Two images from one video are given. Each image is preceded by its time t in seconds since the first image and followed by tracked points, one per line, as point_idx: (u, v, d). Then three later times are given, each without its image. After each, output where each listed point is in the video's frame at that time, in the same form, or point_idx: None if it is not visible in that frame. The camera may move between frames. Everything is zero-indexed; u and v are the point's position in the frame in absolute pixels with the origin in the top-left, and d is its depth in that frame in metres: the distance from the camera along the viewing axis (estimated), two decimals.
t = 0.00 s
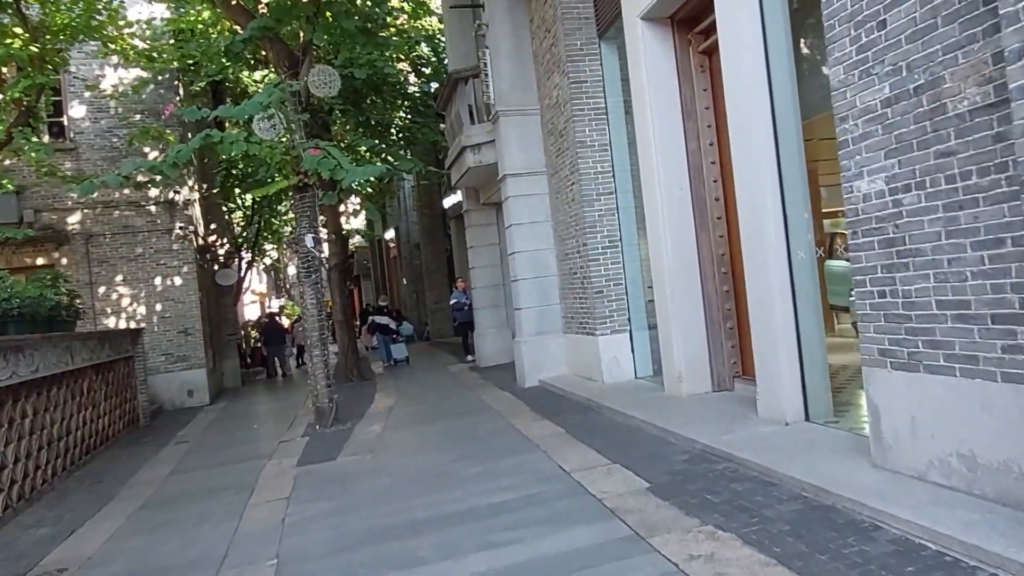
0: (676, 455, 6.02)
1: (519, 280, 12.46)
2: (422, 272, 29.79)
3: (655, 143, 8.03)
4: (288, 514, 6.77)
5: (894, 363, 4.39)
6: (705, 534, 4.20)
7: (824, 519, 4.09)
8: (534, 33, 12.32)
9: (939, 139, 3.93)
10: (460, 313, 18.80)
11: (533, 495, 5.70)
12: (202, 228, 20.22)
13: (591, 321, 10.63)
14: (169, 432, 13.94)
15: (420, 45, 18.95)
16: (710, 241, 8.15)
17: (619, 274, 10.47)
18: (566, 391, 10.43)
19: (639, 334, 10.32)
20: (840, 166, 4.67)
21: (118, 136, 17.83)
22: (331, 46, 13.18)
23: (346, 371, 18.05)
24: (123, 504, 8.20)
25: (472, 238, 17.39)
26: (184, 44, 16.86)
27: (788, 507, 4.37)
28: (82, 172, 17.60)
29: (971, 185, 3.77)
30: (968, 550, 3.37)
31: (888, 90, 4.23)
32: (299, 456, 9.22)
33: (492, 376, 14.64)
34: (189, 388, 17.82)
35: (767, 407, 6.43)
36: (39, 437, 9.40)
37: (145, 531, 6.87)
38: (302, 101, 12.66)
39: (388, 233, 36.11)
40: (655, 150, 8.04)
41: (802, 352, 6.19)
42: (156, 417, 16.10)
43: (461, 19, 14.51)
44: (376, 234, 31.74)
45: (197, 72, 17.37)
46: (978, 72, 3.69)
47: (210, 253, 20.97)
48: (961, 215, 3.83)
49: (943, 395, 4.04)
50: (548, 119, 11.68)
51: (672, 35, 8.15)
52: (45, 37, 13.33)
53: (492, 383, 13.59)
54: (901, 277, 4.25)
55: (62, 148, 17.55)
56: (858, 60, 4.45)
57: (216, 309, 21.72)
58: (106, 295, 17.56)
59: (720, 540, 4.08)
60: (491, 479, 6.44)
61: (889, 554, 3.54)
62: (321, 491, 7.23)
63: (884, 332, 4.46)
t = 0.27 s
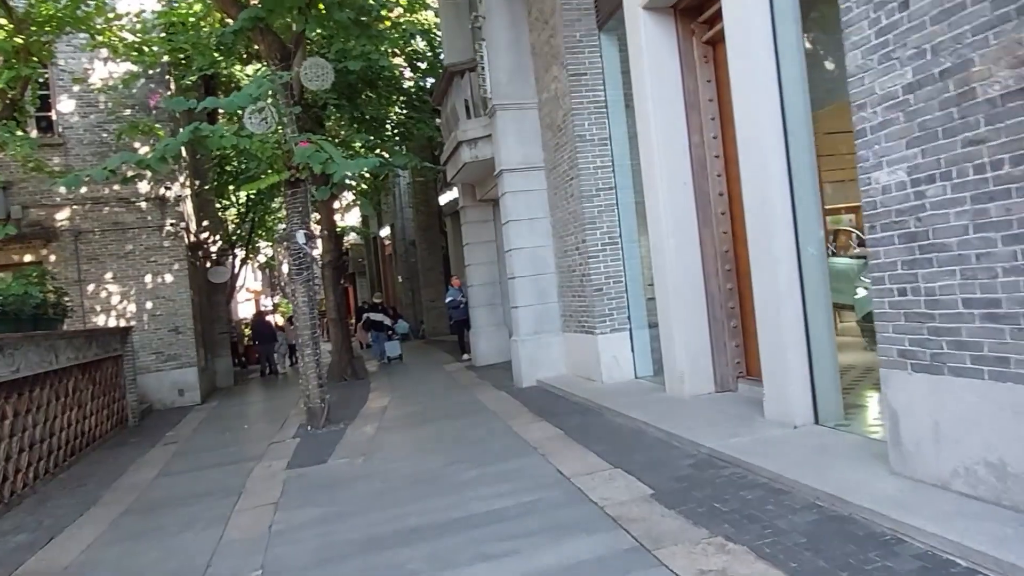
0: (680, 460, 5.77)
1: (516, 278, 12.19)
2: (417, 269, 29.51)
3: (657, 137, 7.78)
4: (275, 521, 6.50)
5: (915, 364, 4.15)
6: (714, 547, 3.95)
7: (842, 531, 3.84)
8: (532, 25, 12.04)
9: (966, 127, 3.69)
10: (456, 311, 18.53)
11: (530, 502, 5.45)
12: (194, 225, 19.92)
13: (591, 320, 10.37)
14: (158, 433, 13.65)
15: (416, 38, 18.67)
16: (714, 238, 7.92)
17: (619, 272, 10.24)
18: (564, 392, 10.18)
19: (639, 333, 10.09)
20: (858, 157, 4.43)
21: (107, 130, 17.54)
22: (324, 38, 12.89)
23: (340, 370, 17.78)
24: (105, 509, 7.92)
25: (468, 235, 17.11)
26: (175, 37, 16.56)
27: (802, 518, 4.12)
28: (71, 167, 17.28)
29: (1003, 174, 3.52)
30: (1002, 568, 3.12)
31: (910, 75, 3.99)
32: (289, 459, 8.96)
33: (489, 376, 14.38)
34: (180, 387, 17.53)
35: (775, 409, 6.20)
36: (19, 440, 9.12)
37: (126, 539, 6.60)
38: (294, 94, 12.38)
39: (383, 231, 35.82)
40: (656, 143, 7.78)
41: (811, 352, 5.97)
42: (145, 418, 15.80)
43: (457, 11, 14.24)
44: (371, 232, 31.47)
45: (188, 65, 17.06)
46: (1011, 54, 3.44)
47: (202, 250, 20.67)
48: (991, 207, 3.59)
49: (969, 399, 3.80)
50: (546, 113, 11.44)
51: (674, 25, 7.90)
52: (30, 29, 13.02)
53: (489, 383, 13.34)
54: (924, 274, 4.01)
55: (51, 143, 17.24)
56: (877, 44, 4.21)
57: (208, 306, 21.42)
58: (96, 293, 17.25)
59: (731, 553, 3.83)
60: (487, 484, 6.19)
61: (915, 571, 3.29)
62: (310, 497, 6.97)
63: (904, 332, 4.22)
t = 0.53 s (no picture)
0: (688, 467, 5.51)
1: (516, 275, 11.94)
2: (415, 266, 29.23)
3: (662, 130, 7.52)
4: (264, 527, 6.25)
5: (942, 369, 3.91)
6: (728, 564, 3.70)
7: (866, 548, 3.59)
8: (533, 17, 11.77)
9: (1003, 115, 3.45)
10: (454, 309, 18.27)
11: (531, 511, 5.19)
12: (189, 219, 19.64)
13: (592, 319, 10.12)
14: (149, 432, 13.38)
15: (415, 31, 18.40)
16: (720, 235, 7.67)
17: (621, 269, 9.99)
18: (564, 392, 9.94)
19: (641, 333, 9.87)
20: (881, 148, 4.19)
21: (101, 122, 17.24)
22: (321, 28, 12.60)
23: (335, 368, 17.51)
24: (90, 513, 7.66)
25: (466, 232, 16.84)
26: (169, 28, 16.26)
27: (821, 533, 3.87)
28: (63, 160, 16.97)
29: None
30: None
31: (939, 60, 3.74)
32: (281, 461, 8.70)
33: (487, 375, 14.14)
34: (173, 384, 17.27)
35: (785, 413, 5.95)
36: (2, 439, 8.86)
37: (108, 545, 6.34)
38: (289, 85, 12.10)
39: (381, 227, 35.54)
40: (661, 137, 7.53)
41: (825, 354, 5.72)
42: (137, 415, 15.53)
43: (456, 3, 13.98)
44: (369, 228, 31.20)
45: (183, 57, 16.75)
46: None
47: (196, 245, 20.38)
48: None
49: (1004, 408, 3.57)
50: (547, 107, 11.20)
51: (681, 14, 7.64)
52: (20, 18, 12.72)
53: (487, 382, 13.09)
54: (953, 273, 3.78)
55: (43, 135, 16.93)
56: (903, 28, 3.96)
57: (202, 303, 21.15)
58: (88, 288, 16.96)
59: (747, 571, 3.57)
60: (485, 491, 5.93)
61: None
62: (301, 502, 6.72)
63: (930, 335, 3.98)
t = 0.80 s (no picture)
0: (700, 474, 5.26)
1: (520, 273, 11.70)
2: (418, 264, 29.00)
3: (675, 123, 7.30)
4: (256, 531, 6.00)
5: (979, 377, 3.69)
6: None
7: (897, 568, 3.34)
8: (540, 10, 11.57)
9: None
10: (457, 307, 18.03)
11: (535, 519, 4.95)
12: (190, 213, 19.42)
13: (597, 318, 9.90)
14: (145, 428, 13.15)
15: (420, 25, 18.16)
16: (733, 233, 7.43)
17: (628, 268, 9.77)
18: (569, 393, 9.70)
19: (648, 333, 9.66)
20: (915, 138, 4.02)
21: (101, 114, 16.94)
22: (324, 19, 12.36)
23: (335, 365, 17.27)
24: (79, 512, 7.41)
25: (470, 229, 16.61)
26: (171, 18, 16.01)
27: (847, 549, 3.62)
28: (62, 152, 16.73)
29: None
30: None
31: (983, 44, 3.57)
32: (278, 460, 8.47)
33: (489, 374, 13.89)
34: (172, 380, 17.03)
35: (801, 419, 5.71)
36: None
37: (95, 547, 6.10)
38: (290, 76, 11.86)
39: (384, 224, 35.31)
40: (673, 130, 7.33)
41: (844, 357, 5.48)
42: (134, 411, 15.30)
43: None
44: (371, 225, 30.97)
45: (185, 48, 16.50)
46: None
47: (197, 239, 20.18)
48: None
49: None
50: (555, 101, 11.02)
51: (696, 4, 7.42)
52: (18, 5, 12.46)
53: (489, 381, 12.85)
54: (995, 273, 3.57)
55: (43, 126, 16.69)
56: (943, 11, 3.78)
57: (202, 298, 20.93)
58: (87, 282, 16.73)
59: None
60: (487, 496, 5.69)
61: None
62: (296, 505, 6.47)
63: (966, 340, 3.77)
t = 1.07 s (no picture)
0: (715, 485, 5.02)
1: (526, 271, 11.45)
2: (421, 261, 28.75)
3: (690, 117, 7.08)
4: (250, 538, 5.77)
5: None
6: None
7: None
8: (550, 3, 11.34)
9: None
10: (461, 304, 17.77)
11: (541, 531, 4.71)
12: (192, 208, 19.20)
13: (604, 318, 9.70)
14: (143, 425, 12.93)
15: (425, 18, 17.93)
16: (748, 232, 7.17)
17: (637, 267, 9.55)
18: (574, 395, 9.46)
19: (657, 335, 9.43)
20: (958, 133, 3.82)
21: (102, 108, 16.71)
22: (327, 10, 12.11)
23: (337, 363, 17.04)
24: (69, 514, 7.19)
25: (474, 226, 16.36)
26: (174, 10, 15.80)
27: (879, 573, 3.38)
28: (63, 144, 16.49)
29: None
30: None
31: None
32: (276, 462, 8.24)
33: (493, 374, 13.64)
34: (171, 376, 16.79)
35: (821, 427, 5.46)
36: None
37: (82, 554, 5.87)
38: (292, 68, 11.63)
39: (388, 220, 35.07)
40: (688, 125, 7.09)
41: (868, 362, 5.24)
42: (133, 407, 15.08)
43: None
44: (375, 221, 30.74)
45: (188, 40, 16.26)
46: None
47: (198, 234, 19.96)
48: None
49: None
50: (564, 95, 10.83)
51: None
52: None
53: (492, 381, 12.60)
54: None
55: (44, 119, 16.47)
56: None
57: (204, 293, 20.70)
58: (86, 276, 16.50)
59: None
60: (491, 505, 5.45)
61: None
62: (292, 511, 6.24)
63: (1012, 350, 3.56)
